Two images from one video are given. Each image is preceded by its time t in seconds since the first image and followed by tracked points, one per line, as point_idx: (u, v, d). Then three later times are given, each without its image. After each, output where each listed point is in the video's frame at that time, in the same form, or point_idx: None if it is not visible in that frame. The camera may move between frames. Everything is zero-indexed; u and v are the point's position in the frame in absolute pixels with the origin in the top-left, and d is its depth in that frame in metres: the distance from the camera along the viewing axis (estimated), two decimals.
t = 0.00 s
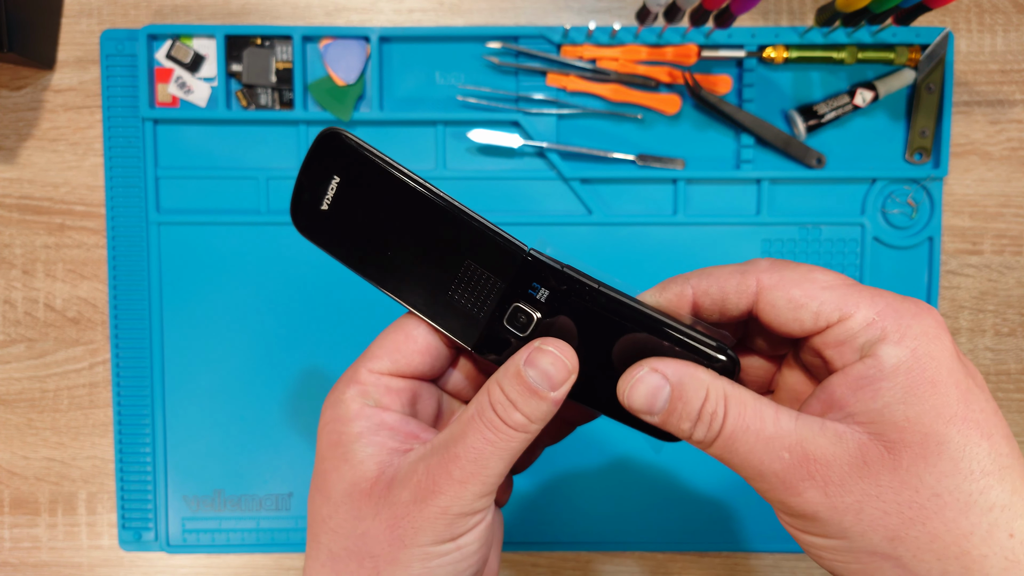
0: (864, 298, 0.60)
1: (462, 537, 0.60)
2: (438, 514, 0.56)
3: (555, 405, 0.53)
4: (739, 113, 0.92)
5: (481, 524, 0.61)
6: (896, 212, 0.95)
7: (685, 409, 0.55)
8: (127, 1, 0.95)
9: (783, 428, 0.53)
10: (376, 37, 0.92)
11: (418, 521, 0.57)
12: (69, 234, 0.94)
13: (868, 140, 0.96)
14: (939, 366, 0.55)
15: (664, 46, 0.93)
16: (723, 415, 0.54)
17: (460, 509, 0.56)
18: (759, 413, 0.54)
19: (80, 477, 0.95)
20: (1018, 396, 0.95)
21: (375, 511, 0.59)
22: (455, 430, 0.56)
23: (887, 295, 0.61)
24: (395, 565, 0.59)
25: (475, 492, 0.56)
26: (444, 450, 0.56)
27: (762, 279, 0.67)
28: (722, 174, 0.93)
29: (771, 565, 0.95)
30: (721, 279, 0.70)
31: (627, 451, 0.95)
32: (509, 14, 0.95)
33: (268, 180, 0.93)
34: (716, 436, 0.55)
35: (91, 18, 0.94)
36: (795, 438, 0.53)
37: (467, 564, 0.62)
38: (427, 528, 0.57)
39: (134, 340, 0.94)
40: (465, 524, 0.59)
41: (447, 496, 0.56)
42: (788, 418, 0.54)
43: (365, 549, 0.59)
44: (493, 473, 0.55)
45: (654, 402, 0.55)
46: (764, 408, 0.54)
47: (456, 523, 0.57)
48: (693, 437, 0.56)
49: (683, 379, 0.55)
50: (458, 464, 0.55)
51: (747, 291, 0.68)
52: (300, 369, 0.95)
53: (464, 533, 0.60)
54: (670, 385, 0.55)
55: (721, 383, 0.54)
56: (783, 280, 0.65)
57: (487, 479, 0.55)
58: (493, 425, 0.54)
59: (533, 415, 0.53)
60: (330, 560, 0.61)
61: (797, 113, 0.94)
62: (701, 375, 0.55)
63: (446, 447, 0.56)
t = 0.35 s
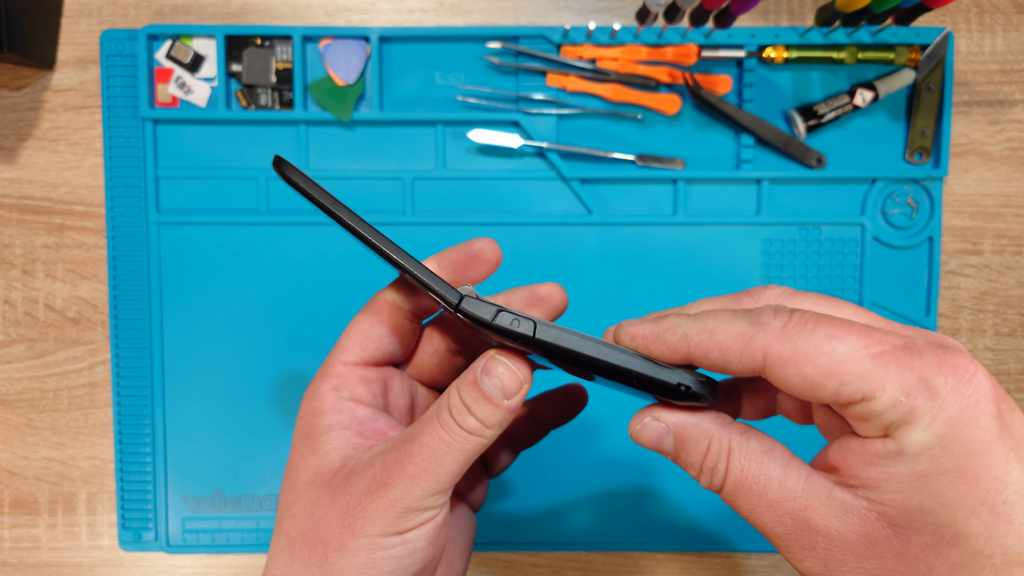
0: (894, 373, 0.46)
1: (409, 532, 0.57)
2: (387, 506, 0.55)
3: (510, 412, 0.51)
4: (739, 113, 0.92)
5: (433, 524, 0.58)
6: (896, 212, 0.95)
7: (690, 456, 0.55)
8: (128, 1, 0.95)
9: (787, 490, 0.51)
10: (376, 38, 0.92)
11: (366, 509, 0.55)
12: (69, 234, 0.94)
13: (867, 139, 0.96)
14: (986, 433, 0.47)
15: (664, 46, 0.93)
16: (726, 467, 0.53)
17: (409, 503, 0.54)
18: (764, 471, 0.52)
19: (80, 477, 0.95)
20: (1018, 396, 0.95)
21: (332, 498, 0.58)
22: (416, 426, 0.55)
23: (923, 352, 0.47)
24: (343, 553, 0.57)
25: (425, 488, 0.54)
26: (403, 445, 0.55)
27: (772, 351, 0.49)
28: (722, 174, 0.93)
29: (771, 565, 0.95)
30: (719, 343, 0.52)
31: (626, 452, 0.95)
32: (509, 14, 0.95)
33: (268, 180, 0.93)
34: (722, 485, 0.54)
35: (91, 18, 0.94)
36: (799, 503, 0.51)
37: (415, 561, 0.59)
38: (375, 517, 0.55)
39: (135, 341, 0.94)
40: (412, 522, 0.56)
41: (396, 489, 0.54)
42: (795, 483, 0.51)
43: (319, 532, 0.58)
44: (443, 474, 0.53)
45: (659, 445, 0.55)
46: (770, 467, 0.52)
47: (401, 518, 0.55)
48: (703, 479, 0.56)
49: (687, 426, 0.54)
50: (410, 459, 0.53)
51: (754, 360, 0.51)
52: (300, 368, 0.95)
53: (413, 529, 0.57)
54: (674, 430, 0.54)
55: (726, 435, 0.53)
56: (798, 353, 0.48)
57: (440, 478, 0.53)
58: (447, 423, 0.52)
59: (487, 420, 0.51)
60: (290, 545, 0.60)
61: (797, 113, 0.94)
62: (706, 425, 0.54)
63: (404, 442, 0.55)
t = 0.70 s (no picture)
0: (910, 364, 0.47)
1: (411, 535, 0.57)
2: (387, 508, 0.54)
3: (508, 411, 0.50)
4: (739, 113, 0.92)
5: (434, 525, 0.58)
6: (896, 212, 0.95)
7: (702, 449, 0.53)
8: (127, 1, 0.95)
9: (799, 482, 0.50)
10: (376, 37, 0.92)
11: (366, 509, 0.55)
12: (69, 234, 0.94)
13: (867, 139, 0.96)
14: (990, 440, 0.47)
15: (664, 46, 0.93)
16: (738, 460, 0.52)
17: (410, 505, 0.54)
18: (777, 460, 0.51)
19: (80, 477, 0.95)
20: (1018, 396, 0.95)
21: (335, 501, 0.58)
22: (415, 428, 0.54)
23: (940, 349, 0.48)
24: (344, 556, 0.56)
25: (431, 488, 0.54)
26: (402, 448, 0.55)
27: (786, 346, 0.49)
28: (722, 173, 0.93)
29: (771, 565, 0.95)
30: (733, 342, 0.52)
31: (625, 453, 0.95)
32: (509, 14, 0.95)
33: (268, 179, 0.93)
34: (735, 477, 0.53)
35: (91, 18, 0.94)
36: (813, 495, 0.50)
37: (417, 563, 0.59)
38: (378, 520, 0.55)
39: (135, 341, 0.94)
40: (415, 523, 0.56)
41: (400, 490, 0.54)
42: (808, 472, 0.50)
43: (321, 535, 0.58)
44: (439, 472, 0.53)
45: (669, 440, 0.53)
46: (782, 458, 0.51)
47: (403, 520, 0.55)
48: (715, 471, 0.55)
49: (699, 416, 0.52)
50: (415, 456, 0.53)
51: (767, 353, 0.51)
52: (300, 368, 0.95)
53: (415, 530, 0.57)
54: (685, 422, 0.52)
55: (737, 424, 0.52)
56: (815, 346, 0.49)
57: (441, 478, 0.53)
58: (446, 425, 0.51)
59: (486, 420, 0.50)
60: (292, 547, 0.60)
61: (797, 112, 0.94)
62: (717, 414, 0.52)
63: (406, 443, 0.54)
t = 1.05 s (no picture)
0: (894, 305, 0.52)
1: (375, 480, 0.56)
2: (347, 452, 0.55)
3: (453, 331, 0.51)
4: (739, 113, 0.92)
5: (398, 470, 0.57)
6: (896, 212, 0.95)
7: (745, 370, 0.50)
8: (127, 1, 0.95)
9: (828, 398, 0.50)
10: (376, 37, 0.92)
11: (329, 459, 0.55)
12: (69, 234, 0.94)
13: (867, 139, 0.96)
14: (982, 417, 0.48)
15: (664, 46, 0.93)
16: (779, 375, 0.50)
17: (372, 445, 0.54)
18: (810, 373, 0.51)
19: (80, 477, 0.95)
20: (1018, 397, 0.95)
21: (307, 454, 0.59)
22: (378, 366, 0.53)
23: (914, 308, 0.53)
24: (314, 505, 0.56)
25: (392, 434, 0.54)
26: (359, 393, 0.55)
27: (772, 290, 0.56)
28: (722, 173, 0.93)
29: (771, 565, 0.95)
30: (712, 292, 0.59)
31: (625, 453, 0.95)
32: (509, 13, 0.95)
33: (268, 180, 0.93)
34: (773, 401, 0.50)
35: (91, 18, 0.94)
36: (836, 410, 0.50)
37: (384, 513, 0.58)
38: (340, 463, 0.55)
39: (135, 340, 0.94)
40: (378, 466, 0.55)
41: (355, 433, 0.54)
42: (833, 384, 0.51)
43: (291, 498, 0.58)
44: (397, 412, 0.53)
45: (711, 357, 0.49)
46: (810, 372, 0.51)
47: (366, 462, 0.55)
48: (746, 407, 0.51)
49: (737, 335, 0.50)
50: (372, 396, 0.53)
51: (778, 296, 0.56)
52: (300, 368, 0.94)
53: (379, 478, 0.56)
54: (727, 341, 0.50)
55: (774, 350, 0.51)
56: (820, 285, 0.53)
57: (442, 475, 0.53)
58: (394, 358, 0.52)
59: (432, 345, 0.51)
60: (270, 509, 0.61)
61: (797, 112, 0.94)
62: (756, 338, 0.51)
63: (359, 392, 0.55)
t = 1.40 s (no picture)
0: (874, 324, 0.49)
1: (319, 454, 0.55)
2: (289, 427, 0.55)
3: (391, 309, 0.49)
4: (739, 113, 0.92)
5: (344, 442, 0.57)
6: (896, 212, 0.95)
7: (739, 378, 0.49)
8: (127, 1, 0.95)
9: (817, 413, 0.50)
10: (376, 38, 0.92)
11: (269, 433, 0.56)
12: (69, 234, 0.94)
13: (868, 139, 0.96)
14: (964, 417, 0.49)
15: (664, 46, 0.93)
16: (773, 387, 0.49)
17: (313, 420, 0.54)
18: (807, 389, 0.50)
19: (80, 477, 0.95)
20: (1018, 397, 0.95)
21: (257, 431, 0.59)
22: (323, 344, 0.52)
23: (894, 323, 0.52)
24: (264, 481, 0.56)
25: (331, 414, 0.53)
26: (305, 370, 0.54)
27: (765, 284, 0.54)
28: (722, 173, 0.93)
29: (770, 564, 0.95)
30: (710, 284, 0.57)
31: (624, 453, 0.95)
32: (509, 14, 0.95)
33: (268, 180, 0.93)
34: (765, 412, 0.50)
35: (91, 18, 0.94)
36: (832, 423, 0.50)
37: (330, 487, 0.57)
38: (285, 438, 0.55)
39: (135, 340, 0.94)
40: (320, 440, 0.55)
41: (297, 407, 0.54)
42: (826, 401, 0.50)
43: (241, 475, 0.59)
44: (339, 388, 0.52)
45: (706, 363, 0.49)
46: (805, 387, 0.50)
47: (307, 436, 0.54)
48: (739, 416, 0.51)
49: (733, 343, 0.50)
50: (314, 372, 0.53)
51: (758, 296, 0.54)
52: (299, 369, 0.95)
53: (324, 451, 0.56)
54: (723, 348, 0.49)
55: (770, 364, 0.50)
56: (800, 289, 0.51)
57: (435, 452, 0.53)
58: (335, 336, 0.51)
59: (371, 323, 0.50)
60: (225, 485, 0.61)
61: (797, 112, 0.94)
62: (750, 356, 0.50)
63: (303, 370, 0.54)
